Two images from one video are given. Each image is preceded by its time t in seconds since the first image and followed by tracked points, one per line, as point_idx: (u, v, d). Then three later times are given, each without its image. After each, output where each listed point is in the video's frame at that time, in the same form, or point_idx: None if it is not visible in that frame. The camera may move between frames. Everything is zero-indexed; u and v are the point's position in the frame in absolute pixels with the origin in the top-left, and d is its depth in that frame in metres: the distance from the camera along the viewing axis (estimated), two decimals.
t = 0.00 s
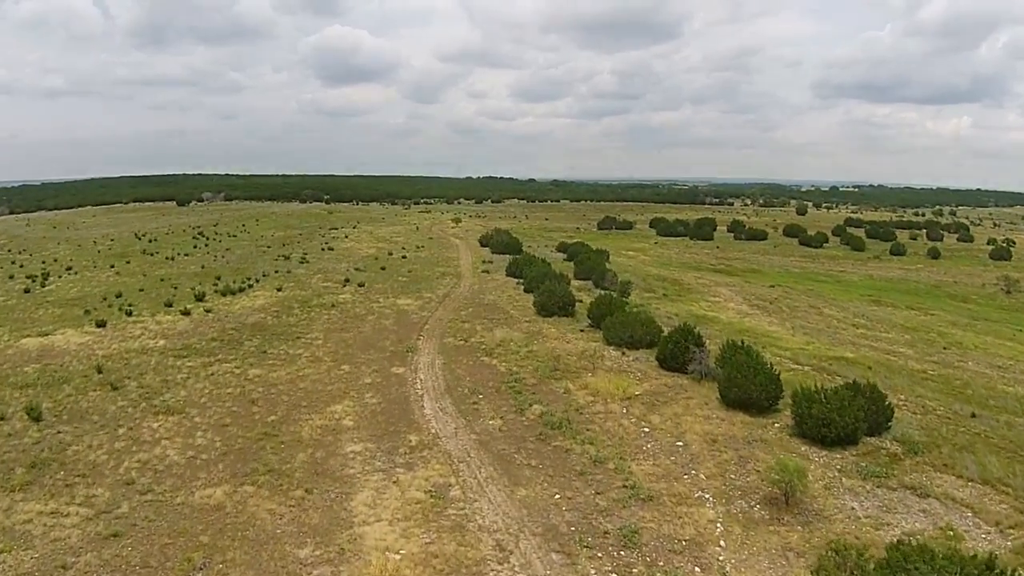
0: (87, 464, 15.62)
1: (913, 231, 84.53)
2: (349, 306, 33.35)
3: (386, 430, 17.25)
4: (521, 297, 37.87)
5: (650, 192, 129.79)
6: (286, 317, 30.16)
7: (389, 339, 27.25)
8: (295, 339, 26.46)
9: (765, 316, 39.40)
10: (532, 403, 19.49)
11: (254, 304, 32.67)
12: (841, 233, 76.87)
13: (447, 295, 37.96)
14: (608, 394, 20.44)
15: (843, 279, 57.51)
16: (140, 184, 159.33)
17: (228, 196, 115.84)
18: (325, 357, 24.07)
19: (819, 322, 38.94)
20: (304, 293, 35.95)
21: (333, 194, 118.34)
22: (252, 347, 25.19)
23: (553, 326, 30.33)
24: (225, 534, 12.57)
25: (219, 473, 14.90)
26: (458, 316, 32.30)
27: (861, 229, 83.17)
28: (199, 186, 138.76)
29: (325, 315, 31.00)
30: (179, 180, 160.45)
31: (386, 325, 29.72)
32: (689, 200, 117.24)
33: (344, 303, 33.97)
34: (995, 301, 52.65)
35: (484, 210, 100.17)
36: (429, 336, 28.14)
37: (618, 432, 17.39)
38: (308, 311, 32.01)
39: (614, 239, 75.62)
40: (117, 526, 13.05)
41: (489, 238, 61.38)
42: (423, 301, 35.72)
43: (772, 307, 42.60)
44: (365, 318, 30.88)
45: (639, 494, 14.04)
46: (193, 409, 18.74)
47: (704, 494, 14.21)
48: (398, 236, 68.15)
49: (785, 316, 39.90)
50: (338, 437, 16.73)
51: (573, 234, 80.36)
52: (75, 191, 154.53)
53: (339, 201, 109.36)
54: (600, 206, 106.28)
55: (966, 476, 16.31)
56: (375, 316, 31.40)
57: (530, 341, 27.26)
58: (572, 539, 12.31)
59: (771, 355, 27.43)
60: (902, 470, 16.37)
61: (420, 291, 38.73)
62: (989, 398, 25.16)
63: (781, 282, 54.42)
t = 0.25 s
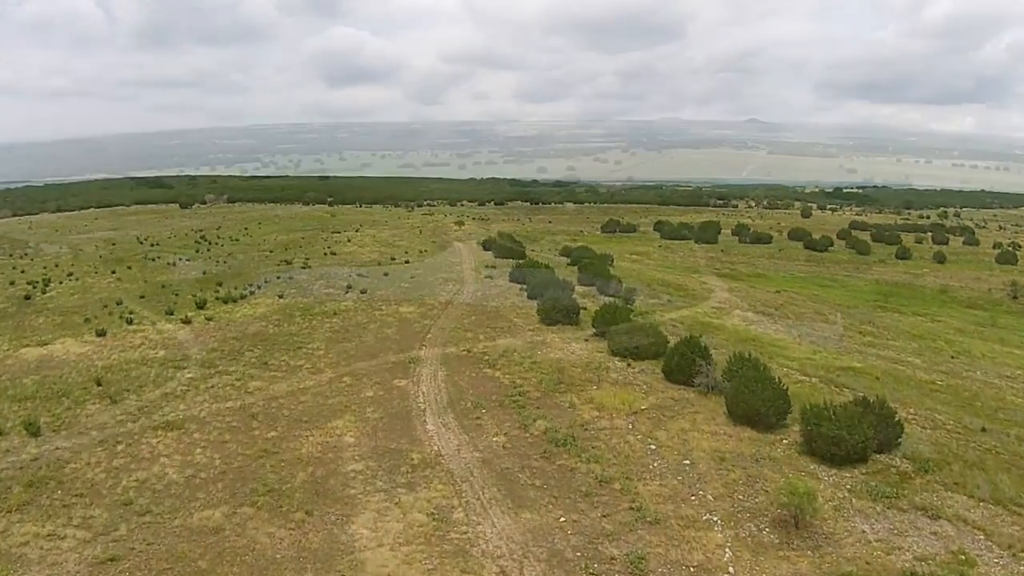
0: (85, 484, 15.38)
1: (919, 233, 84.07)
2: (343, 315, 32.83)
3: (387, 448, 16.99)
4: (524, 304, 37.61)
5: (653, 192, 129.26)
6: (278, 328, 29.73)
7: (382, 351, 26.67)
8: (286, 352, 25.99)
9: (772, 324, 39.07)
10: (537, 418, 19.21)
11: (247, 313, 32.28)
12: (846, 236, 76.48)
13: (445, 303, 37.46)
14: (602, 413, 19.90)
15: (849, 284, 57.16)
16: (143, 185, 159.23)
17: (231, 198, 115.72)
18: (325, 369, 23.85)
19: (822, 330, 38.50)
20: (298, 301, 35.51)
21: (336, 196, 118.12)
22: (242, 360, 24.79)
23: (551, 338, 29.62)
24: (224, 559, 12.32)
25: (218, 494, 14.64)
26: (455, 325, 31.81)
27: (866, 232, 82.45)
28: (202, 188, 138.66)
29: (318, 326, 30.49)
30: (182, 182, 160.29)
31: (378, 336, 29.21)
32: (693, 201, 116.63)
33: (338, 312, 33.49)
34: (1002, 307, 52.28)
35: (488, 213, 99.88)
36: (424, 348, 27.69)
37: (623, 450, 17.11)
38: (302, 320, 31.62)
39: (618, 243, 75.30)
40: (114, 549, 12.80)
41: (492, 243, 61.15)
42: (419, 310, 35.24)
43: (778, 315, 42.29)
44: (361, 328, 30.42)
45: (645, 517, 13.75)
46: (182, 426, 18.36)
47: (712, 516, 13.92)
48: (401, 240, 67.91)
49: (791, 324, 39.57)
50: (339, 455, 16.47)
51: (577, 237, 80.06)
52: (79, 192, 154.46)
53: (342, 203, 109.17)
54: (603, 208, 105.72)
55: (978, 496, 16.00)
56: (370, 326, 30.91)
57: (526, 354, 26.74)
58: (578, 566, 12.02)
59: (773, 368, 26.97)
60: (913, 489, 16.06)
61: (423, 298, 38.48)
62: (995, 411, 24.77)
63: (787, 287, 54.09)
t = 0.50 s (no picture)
0: None
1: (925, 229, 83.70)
2: (357, 393, 34.44)
3: None
4: (531, 366, 38.42)
5: (656, 188, 128.49)
6: (296, 418, 31.40)
7: (396, 439, 28.24)
8: (307, 449, 27.64)
9: (775, 356, 39.52)
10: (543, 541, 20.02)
11: (264, 402, 34.00)
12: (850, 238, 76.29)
13: (452, 363, 38.94)
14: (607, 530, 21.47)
15: (853, 292, 57.24)
16: (146, 186, 159.45)
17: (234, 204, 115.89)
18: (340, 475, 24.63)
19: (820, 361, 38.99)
20: (310, 381, 37.13)
21: (338, 197, 118.10)
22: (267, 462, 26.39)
23: (555, 407, 31.15)
24: None
25: None
26: (462, 393, 33.30)
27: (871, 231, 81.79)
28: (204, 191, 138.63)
29: (333, 410, 32.15)
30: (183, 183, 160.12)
31: (390, 416, 30.85)
32: (696, 197, 115.95)
33: (350, 390, 35.10)
34: (1007, 313, 52.36)
35: (491, 215, 99.84)
36: (434, 428, 29.11)
37: None
38: (317, 404, 33.24)
39: (622, 248, 75.32)
40: None
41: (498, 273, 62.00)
42: (427, 375, 36.78)
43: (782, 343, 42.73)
44: (373, 407, 31.95)
45: None
46: (217, 549, 19.74)
47: None
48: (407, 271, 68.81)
49: (796, 355, 39.98)
50: None
51: (580, 242, 80.10)
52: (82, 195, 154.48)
53: (345, 206, 109.23)
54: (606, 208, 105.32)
55: None
56: (381, 403, 32.46)
57: (532, 434, 28.23)
58: None
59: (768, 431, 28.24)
60: None
61: (433, 365, 39.38)
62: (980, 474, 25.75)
63: (790, 301, 54.33)
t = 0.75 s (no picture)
0: None
1: (926, 230, 83.39)
2: (356, 401, 34.54)
3: None
4: (531, 370, 38.58)
5: (655, 188, 128.01)
6: (297, 433, 31.63)
7: (396, 454, 28.47)
8: (309, 469, 27.96)
9: (774, 373, 39.77)
10: None
11: (264, 413, 34.20)
12: (851, 241, 76.12)
13: (451, 369, 39.00)
14: (605, 554, 21.88)
15: (854, 297, 57.22)
16: (144, 186, 158.86)
17: (232, 206, 115.75)
18: (337, 501, 25.11)
19: (817, 379, 39.40)
20: (309, 388, 37.27)
21: (337, 198, 117.79)
22: (271, 489, 26.80)
23: (553, 418, 31.32)
24: None
25: None
26: (461, 402, 33.37)
27: (871, 233, 81.54)
28: (204, 192, 138.49)
29: (333, 422, 32.32)
30: (182, 183, 159.93)
31: (390, 429, 30.99)
32: (696, 198, 115.60)
33: (349, 397, 35.17)
34: (1008, 321, 52.34)
35: (490, 216, 99.62)
36: (433, 440, 29.42)
37: None
38: (316, 415, 33.39)
39: (622, 251, 75.24)
40: None
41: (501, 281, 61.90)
42: (426, 381, 36.85)
43: (781, 357, 42.93)
44: (374, 419, 32.13)
45: None
46: None
47: None
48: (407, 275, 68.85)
49: (793, 373, 40.22)
50: None
51: (580, 245, 80.01)
52: (80, 196, 154.36)
53: (343, 207, 108.99)
54: (605, 209, 105.01)
55: None
56: (381, 414, 32.63)
57: (532, 448, 28.43)
58: None
59: (764, 454, 28.84)
60: None
61: (432, 367, 39.45)
62: (968, 505, 26.51)
63: (791, 309, 54.32)
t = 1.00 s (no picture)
0: None
1: (929, 232, 82.79)
2: (352, 411, 33.73)
3: None
4: (531, 378, 37.81)
5: (655, 189, 127.15)
6: (290, 445, 30.81)
7: (392, 469, 27.64)
8: (303, 484, 27.13)
9: (779, 381, 39.04)
10: None
11: (256, 424, 33.37)
12: (853, 244, 75.49)
13: (449, 377, 38.19)
14: None
15: (858, 302, 56.55)
16: (140, 188, 157.98)
17: (229, 208, 114.95)
18: (332, 519, 24.29)
19: (822, 388, 38.67)
20: (304, 397, 36.45)
21: (335, 199, 116.95)
22: (263, 505, 25.98)
23: (554, 431, 30.51)
24: None
25: None
26: (458, 413, 32.59)
27: (874, 236, 80.80)
28: (200, 194, 137.64)
29: (328, 434, 31.48)
30: (179, 185, 159.11)
31: (386, 441, 30.14)
32: (696, 200, 114.82)
33: (345, 407, 34.35)
34: (1015, 326, 51.69)
35: (489, 218, 98.91)
36: (431, 454, 28.64)
37: None
38: (310, 426, 32.55)
39: (622, 254, 74.55)
40: None
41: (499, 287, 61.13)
42: (423, 390, 36.03)
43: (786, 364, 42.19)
44: (370, 431, 31.30)
45: None
46: None
47: None
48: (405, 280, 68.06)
49: (798, 381, 39.48)
50: None
51: (580, 248, 79.27)
52: (77, 197, 153.46)
53: (341, 209, 108.19)
54: (605, 212, 104.17)
55: None
56: (378, 425, 31.79)
57: (532, 462, 27.62)
58: None
59: (770, 469, 28.10)
60: None
61: (429, 375, 38.66)
62: (983, 521, 25.76)
63: (794, 314, 53.59)
